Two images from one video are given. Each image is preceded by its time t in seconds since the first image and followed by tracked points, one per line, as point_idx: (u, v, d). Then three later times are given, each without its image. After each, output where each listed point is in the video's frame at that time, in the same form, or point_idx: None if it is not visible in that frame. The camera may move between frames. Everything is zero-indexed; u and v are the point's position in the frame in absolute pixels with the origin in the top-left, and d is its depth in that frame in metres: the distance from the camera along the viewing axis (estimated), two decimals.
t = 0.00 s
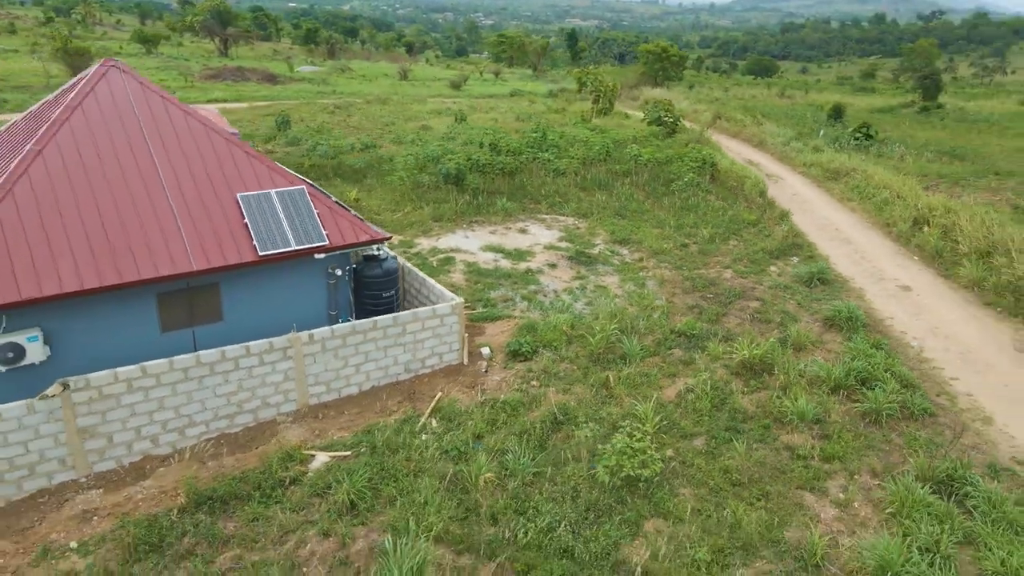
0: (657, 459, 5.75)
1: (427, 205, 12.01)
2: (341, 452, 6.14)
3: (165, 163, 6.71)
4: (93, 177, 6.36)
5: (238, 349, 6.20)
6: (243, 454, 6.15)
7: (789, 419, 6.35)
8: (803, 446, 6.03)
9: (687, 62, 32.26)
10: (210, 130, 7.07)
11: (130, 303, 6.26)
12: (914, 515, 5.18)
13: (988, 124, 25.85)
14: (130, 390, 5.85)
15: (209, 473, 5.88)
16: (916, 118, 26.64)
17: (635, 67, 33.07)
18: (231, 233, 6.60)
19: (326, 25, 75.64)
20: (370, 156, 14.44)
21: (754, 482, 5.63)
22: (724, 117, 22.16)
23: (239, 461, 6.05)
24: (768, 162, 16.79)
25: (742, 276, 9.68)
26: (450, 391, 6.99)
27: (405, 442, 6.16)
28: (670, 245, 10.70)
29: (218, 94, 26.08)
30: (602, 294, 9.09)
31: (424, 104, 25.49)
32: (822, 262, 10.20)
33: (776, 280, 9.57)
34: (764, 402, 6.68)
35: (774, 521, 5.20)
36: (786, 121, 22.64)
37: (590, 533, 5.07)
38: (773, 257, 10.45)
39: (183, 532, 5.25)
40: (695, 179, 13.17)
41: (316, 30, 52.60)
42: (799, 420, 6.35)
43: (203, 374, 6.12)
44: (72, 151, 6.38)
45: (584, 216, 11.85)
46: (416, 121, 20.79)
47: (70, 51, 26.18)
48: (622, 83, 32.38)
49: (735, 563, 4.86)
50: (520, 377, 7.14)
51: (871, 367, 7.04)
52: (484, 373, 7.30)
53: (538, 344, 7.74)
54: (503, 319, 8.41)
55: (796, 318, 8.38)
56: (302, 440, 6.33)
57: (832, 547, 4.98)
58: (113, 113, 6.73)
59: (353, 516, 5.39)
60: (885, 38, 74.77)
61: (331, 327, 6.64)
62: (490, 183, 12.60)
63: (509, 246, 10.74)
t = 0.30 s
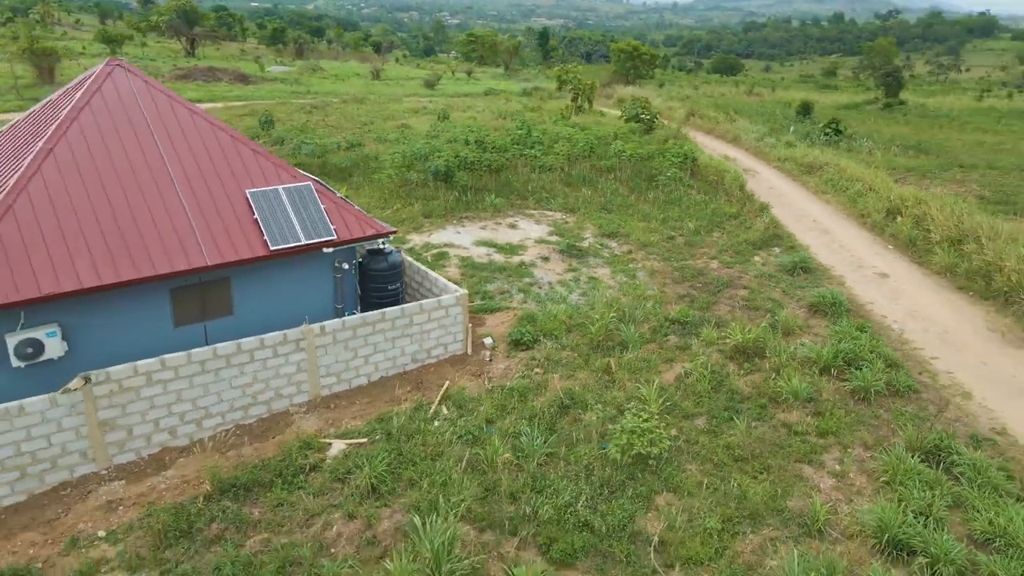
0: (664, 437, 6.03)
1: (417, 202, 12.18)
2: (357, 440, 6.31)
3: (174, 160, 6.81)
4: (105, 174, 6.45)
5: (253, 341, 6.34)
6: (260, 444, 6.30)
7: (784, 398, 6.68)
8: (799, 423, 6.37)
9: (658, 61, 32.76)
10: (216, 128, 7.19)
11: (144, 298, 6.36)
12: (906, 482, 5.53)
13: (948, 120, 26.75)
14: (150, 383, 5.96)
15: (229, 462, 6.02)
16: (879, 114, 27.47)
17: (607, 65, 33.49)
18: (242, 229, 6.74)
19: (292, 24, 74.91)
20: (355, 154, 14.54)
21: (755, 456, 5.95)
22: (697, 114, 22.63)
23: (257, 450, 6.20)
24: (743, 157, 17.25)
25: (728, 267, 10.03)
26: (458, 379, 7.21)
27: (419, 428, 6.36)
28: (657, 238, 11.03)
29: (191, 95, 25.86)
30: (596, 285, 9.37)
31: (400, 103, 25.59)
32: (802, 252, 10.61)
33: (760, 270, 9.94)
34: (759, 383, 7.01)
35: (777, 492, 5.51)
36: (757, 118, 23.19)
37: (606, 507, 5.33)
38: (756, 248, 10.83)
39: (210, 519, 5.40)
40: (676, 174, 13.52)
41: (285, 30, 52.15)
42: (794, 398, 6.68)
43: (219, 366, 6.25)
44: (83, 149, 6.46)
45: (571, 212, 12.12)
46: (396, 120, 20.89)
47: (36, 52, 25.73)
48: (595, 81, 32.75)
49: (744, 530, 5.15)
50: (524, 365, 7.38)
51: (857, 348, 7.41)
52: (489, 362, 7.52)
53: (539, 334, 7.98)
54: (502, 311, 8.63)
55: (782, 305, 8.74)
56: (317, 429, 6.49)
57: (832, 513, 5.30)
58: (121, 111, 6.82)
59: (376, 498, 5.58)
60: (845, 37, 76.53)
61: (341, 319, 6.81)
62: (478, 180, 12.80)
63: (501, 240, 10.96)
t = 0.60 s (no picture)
0: (669, 417, 6.33)
1: (408, 198, 12.35)
2: (372, 427, 6.50)
3: (184, 157, 6.92)
4: (118, 172, 6.54)
5: (268, 333, 6.50)
6: (277, 433, 6.46)
7: (778, 378, 7.03)
8: (794, 401, 6.71)
9: (630, 60, 33.22)
10: (222, 126, 7.31)
11: (160, 293, 6.47)
12: (897, 452, 5.90)
13: (911, 116, 27.61)
14: (170, 375, 6.09)
15: (249, 451, 6.18)
16: (845, 110, 28.24)
17: (580, 64, 33.84)
18: (253, 224, 6.88)
19: (259, 23, 74.12)
20: (342, 153, 14.66)
21: (756, 433, 6.27)
22: (672, 112, 23.08)
23: (275, 439, 6.36)
24: (720, 153, 17.69)
25: (715, 258, 10.40)
26: (465, 368, 7.43)
27: (432, 414, 6.57)
28: (644, 231, 11.35)
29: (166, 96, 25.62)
30: (589, 277, 9.65)
31: (378, 102, 25.65)
32: (784, 242, 11.01)
33: (745, 260, 10.31)
34: (754, 365, 7.35)
35: (779, 464, 5.84)
36: (729, 115, 23.72)
37: (620, 483, 5.61)
38: (740, 239, 11.22)
39: (237, 504, 5.56)
40: (659, 170, 13.89)
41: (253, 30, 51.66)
42: (788, 379, 7.03)
43: (236, 358, 6.40)
44: (95, 147, 6.55)
45: (559, 207, 12.40)
46: (375, 119, 20.98)
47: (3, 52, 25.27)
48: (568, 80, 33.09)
49: (751, 500, 5.47)
50: (528, 353, 7.62)
51: (844, 331, 7.79)
52: (493, 351, 7.76)
53: (539, 323, 8.23)
54: (501, 302, 8.87)
55: (770, 292, 9.11)
56: (331, 418, 6.67)
57: (831, 482, 5.64)
58: (130, 110, 6.91)
59: (397, 480, 5.78)
60: (807, 36, 78.11)
61: (352, 311, 6.98)
62: (467, 177, 13.02)
63: (493, 235, 11.20)
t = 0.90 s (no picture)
0: (672, 398, 6.63)
1: (398, 195, 12.52)
2: (386, 414, 6.70)
3: (194, 154, 7.04)
4: (131, 169, 6.64)
5: (282, 325, 6.67)
6: (293, 422, 6.63)
7: (771, 360, 7.38)
8: (787, 381, 7.07)
9: (603, 58, 33.63)
10: (229, 124, 7.44)
11: (174, 287, 6.58)
12: (887, 425, 6.27)
13: (876, 112, 28.44)
14: (188, 367, 6.23)
15: (267, 439, 6.34)
16: (812, 107, 28.97)
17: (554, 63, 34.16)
18: (264, 219, 7.03)
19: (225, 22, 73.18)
20: (328, 151, 14.76)
21: (754, 411, 6.60)
22: (648, 109, 23.52)
23: (292, 428, 6.53)
24: (697, 149, 18.12)
25: (702, 249, 10.75)
26: (470, 357, 7.66)
27: (444, 400, 6.79)
28: (632, 225, 11.68)
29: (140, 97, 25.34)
30: (583, 268, 9.94)
31: (355, 102, 25.69)
32: (766, 233, 11.42)
33: (731, 251, 10.69)
34: (747, 349, 7.70)
35: (778, 439, 6.17)
36: (703, 111, 24.22)
37: (630, 459, 5.89)
38: (724, 231, 11.60)
39: (262, 490, 5.73)
40: (641, 165, 14.24)
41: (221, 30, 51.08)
42: (780, 360, 7.38)
43: (252, 350, 6.56)
44: (107, 145, 6.65)
45: (547, 203, 12.67)
46: (355, 118, 21.05)
47: None
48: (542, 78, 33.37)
49: (754, 472, 5.79)
50: (531, 341, 7.88)
51: (830, 315, 8.18)
52: (496, 340, 8.00)
53: (539, 313, 8.49)
54: (499, 294, 9.11)
55: (756, 281, 9.48)
56: (344, 406, 6.86)
57: (827, 454, 6.00)
58: (139, 108, 7.01)
59: (416, 463, 6.00)
60: (770, 35, 79.54)
61: (361, 303, 7.18)
62: (455, 175, 13.22)
63: (484, 230, 11.43)
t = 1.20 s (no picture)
0: (673, 380, 6.94)
1: (389, 192, 12.69)
2: (398, 401, 6.91)
3: (203, 151, 7.17)
4: (143, 166, 6.76)
5: (295, 317, 6.85)
6: (308, 410, 6.81)
7: (763, 343, 7.74)
8: (780, 362, 7.43)
9: (575, 57, 34.00)
10: (235, 121, 7.58)
11: (189, 281, 6.72)
12: (876, 400, 6.65)
13: (842, 109, 29.24)
14: (207, 358, 6.38)
15: (285, 427, 6.52)
16: (780, 104, 29.67)
17: (527, 61, 34.46)
18: (274, 214, 7.19)
19: (190, 21, 72.19)
20: (314, 150, 14.85)
21: (751, 390, 6.94)
22: (623, 106, 23.93)
23: (307, 416, 6.71)
24: (674, 145, 18.54)
25: (688, 241, 11.11)
26: (475, 346, 7.90)
27: (454, 387, 7.02)
28: (619, 219, 12.00)
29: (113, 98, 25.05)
30: (576, 260, 10.23)
31: (332, 102, 25.70)
32: (748, 225, 11.82)
33: (716, 242, 11.07)
34: (739, 333, 8.05)
35: (775, 415, 6.52)
36: (677, 109, 24.71)
37: (638, 436, 6.19)
38: (708, 223, 11.98)
39: (285, 474, 5.91)
40: (623, 161, 14.59)
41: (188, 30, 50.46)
42: (772, 343, 7.74)
43: (266, 341, 6.73)
44: (119, 142, 6.76)
45: (535, 199, 12.95)
46: (335, 117, 21.10)
47: None
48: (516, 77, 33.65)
49: (755, 446, 6.12)
50: (532, 330, 8.14)
51: (815, 300, 8.58)
52: (498, 330, 8.24)
53: (538, 303, 8.75)
54: (498, 285, 9.35)
55: (743, 269, 9.87)
56: (357, 395, 7.05)
57: (822, 428, 6.36)
58: (148, 106, 7.12)
59: (433, 446, 6.23)
60: (735, 33, 80.82)
61: (369, 295, 7.38)
62: (444, 172, 13.43)
63: (476, 225, 11.67)
